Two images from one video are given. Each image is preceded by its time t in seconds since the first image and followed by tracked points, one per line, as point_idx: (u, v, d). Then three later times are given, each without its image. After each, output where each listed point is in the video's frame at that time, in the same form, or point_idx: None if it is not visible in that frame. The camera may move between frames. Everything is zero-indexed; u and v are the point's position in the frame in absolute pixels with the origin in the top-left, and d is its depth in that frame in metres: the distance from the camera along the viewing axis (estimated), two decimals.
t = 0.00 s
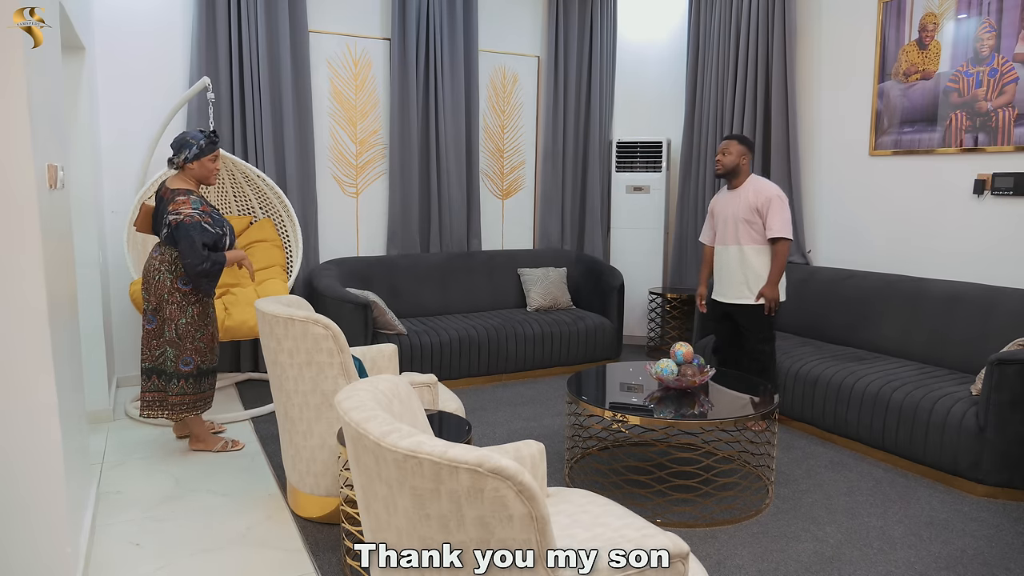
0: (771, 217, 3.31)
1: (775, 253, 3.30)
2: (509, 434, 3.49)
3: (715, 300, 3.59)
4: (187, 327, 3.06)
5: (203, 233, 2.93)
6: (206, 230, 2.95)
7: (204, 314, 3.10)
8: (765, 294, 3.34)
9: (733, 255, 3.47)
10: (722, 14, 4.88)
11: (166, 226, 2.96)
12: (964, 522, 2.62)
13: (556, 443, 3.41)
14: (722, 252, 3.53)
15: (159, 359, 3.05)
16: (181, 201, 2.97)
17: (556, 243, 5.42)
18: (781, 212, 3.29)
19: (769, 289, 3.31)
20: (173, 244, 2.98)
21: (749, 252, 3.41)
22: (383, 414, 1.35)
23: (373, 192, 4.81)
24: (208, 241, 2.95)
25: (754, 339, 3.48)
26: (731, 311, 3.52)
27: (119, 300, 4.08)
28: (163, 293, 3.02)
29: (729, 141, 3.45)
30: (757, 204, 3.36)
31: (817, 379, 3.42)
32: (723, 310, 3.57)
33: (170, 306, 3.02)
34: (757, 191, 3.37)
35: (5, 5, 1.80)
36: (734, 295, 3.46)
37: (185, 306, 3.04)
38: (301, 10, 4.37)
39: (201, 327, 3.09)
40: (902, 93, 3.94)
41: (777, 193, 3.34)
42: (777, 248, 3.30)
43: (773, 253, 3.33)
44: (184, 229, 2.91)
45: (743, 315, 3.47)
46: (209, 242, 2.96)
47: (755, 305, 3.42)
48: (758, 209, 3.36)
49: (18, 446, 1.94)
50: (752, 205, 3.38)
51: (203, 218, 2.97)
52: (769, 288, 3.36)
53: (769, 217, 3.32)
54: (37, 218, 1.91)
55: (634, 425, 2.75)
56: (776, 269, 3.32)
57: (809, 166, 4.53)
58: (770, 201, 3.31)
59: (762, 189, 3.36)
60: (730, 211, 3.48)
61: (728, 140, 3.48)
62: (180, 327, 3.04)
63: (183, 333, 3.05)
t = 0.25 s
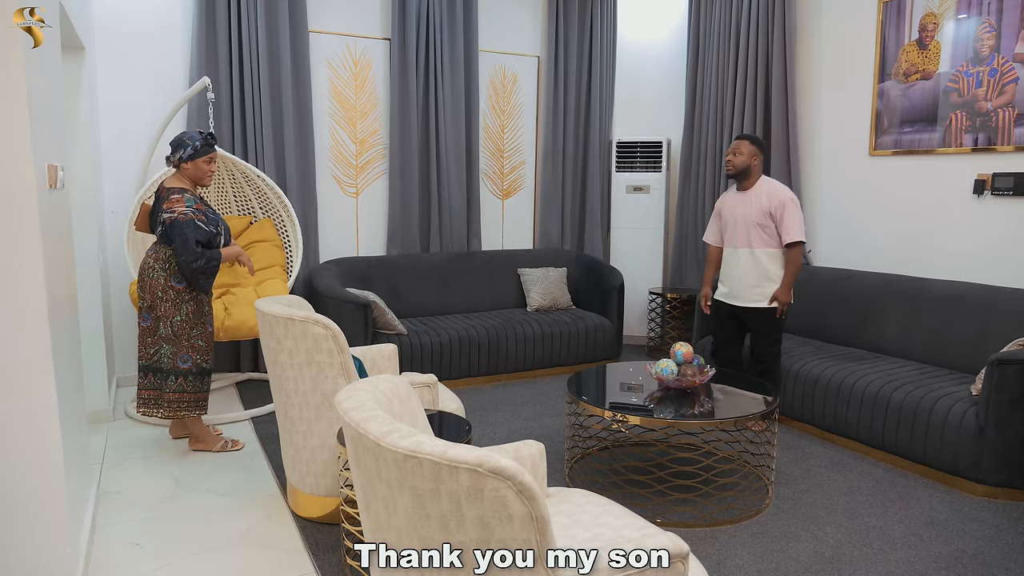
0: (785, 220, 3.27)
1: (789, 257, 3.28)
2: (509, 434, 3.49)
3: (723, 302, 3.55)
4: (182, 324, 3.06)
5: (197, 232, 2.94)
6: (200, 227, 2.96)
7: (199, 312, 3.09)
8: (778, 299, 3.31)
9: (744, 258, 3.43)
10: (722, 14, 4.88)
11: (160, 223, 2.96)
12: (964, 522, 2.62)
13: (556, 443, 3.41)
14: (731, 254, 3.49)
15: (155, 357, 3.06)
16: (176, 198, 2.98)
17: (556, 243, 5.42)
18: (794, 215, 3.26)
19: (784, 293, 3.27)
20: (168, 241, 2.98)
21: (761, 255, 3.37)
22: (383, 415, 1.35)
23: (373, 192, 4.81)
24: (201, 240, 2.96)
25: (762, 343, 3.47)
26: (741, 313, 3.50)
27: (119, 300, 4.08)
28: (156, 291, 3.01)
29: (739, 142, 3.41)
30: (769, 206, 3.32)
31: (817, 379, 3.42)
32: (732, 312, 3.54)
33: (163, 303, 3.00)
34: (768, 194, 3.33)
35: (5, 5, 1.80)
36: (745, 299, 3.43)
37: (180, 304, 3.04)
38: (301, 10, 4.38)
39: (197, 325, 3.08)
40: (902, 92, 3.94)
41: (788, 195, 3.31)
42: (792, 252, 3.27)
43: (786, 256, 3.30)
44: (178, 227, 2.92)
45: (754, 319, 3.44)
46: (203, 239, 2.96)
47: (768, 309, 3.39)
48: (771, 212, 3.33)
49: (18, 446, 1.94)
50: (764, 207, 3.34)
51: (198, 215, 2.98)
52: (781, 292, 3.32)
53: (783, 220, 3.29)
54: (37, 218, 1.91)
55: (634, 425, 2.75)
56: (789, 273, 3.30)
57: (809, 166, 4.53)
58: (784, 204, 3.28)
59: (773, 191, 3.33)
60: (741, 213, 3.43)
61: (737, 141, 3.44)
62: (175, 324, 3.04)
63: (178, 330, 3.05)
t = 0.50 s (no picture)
0: (789, 219, 3.29)
1: (792, 256, 3.29)
2: (509, 434, 3.49)
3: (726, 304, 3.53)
4: (168, 322, 3.05)
5: (188, 231, 2.95)
6: (189, 226, 2.96)
7: (185, 311, 3.07)
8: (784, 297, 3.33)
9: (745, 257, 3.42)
10: (722, 14, 4.88)
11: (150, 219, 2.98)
12: (964, 522, 2.62)
13: (556, 443, 3.41)
14: (731, 254, 3.47)
15: (137, 353, 3.06)
16: (168, 196, 2.98)
17: (556, 243, 5.42)
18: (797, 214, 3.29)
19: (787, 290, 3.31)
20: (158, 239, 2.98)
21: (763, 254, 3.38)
22: (383, 414, 1.35)
23: (373, 192, 4.81)
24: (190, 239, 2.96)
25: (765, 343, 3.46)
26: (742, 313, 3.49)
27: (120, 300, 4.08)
28: (143, 288, 3.02)
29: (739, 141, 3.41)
30: (772, 205, 3.33)
31: (817, 379, 3.42)
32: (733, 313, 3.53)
33: (148, 301, 3.01)
34: (770, 193, 3.34)
35: (5, 5, 1.80)
36: (747, 298, 3.43)
37: (166, 301, 3.03)
38: (301, 10, 4.38)
39: (182, 324, 3.07)
40: (902, 93, 3.94)
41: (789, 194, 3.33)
42: (795, 251, 3.30)
43: (789, 255, 3.32)
44: (167, 224, 2.92)
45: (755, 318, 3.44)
46: (191, 239, 2.96)
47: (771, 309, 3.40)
48: (773, 211, 3.33)
49: (18, 446, 1.94)
50: (766, 207, 3.34)
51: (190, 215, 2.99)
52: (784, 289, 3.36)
53: (786, 219, 3.30)
54: (37, 218, 1.91)
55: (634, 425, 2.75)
56: (792, 271, 3.33)
57: (809, 166, 4.53)
58: (786, 203, 3.30)
59: (775, 190, 3.34)
60: (741, 212, 3.42)
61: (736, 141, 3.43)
62: (160, 322, 3.03)
63: (163, 328, 3.04)
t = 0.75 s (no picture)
0: (781, 214, 3.28)
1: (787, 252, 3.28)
2: (509, 434, 3.49)
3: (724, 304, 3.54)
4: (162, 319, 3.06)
5: (171, 226, 2.95)
6: (171, 221, 2.96)
7: (176, 308, 3.07)
8: (778, 293, 3.32)
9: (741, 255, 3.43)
10: (722, 14, 4.88)
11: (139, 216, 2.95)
12: (964, 522, 2.62)
13: (556, 443, 3.41)
14: (728, 253, 3.48)
15: (131, 350, 3.06)
16: (154, 191, 2.98)
17: (556, 242, 5.42)
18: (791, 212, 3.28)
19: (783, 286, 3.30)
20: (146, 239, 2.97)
21: (757, 252, 3.38)
22: (383, 415, 1.35)
23: (373, 192, 4.81)
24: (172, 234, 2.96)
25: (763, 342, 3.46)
26: (740, 312, 3.49)
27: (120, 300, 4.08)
28: (134, 287, 3.04)
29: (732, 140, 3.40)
30: (765, 202, 3.33)
31: (817, 379, 3.42)
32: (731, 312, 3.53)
33: (139, 299, 3.03)
34: (762, 190, 3.34)
35: (5, 6, 1.80)
36: (745, 296, 3.42)
37: (158, 299, 3.04)
38: (301, 10, 4.38)
39: (175, 320, 3.07)
40: (902, 92, 3.94)
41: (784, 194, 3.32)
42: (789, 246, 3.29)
43: (784, 251, 3.31)
44: (149, 219, 2.93)
45: (752, 316, 3.44)
46: (173, 233, 2.96)
47: (768, 306, 3.40)
48: (766, 207, 3.33)
49: (18, 446, 1.94)
50: (759, 204, 3.34)
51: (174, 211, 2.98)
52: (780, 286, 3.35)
53: (779, 215, 3.30)
54: (37, 218, 1.91)
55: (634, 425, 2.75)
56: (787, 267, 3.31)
57: (809, 166, 4.53)
58: (778, 199, 3.29)
59: (768, 189, 3.33)
60: (734, 210, 3.43)
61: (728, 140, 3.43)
62: (153, 319, 3.05)
63: (157, 324, 3.06)
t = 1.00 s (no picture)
0: (782, 214, 3.29)
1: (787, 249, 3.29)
2: (509, 434, 3.49)
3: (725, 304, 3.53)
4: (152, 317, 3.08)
5: (159, 224, 2.95)
6: (155, 219, 2.95)
7: (165, 306, 3.07)
8: (779, 291, 3.33)
9: (741, 254, 3.43)
10: (722, 14, 4.88)
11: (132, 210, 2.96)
12: (964, 522, 2.62)
13: (556, 443, 3.41)
14: (728, 252, 3.47)
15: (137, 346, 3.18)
16: (144, 189, 2.99)
17: (556, 242, 5.42)
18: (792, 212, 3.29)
19: (784, 285, 3.31)
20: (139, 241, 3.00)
21: (758, 251, 3.38)
22: (383, 415, 1.35)
23: (373, 192, 4.81)
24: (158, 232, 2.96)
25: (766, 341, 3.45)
26: (742, 311, 3.48)
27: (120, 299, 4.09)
28: (127, 286, 3.09)
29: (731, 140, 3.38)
30: (765, 202, 3.33)
31: (817, 379, 3.42)
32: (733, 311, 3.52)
33: (132, 297, 3.08)
34: (762, 190, 3.34)
35: (5, 5, 1.80)
36: (746, 295, 3.42)
37: (148, 297, 3.05)
38: (301, 10, 4.38)
39: (165, 318, 3.07)
40: (902, 92, 3.94)
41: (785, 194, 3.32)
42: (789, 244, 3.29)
43: (784, 250, 3.32)
44: (134, 217, 2.94)
45: (755, 315, 3.43)
46: (155, 232, 2.94)
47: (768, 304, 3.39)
48: (766, 207, 3.34)
49: (18, 446, 1.94)
50: (758, 204, 3.35)
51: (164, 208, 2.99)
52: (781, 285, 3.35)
53: (779, 214, 3.31)
54: (37, 218, 1.91)
55: (634, 425, 2.75)
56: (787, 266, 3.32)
57: (809, 166, 4.53)
58: (779, 198, 3.30)
59: (768, 188, 3.33)
60: (734, 210, 3.43)
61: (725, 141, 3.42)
62: (144, 317, 3.08)
63: (149, 322, 3.09)
